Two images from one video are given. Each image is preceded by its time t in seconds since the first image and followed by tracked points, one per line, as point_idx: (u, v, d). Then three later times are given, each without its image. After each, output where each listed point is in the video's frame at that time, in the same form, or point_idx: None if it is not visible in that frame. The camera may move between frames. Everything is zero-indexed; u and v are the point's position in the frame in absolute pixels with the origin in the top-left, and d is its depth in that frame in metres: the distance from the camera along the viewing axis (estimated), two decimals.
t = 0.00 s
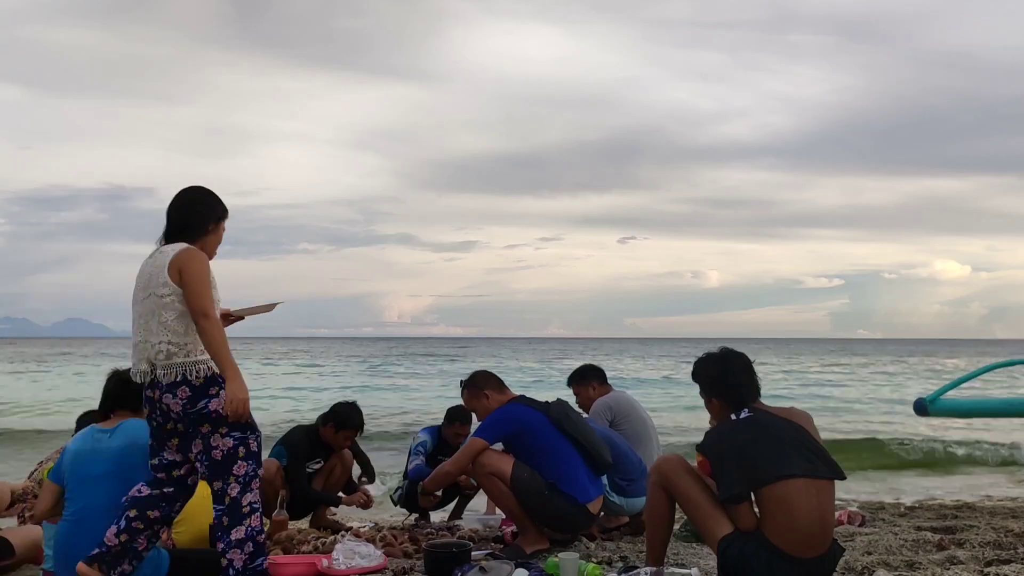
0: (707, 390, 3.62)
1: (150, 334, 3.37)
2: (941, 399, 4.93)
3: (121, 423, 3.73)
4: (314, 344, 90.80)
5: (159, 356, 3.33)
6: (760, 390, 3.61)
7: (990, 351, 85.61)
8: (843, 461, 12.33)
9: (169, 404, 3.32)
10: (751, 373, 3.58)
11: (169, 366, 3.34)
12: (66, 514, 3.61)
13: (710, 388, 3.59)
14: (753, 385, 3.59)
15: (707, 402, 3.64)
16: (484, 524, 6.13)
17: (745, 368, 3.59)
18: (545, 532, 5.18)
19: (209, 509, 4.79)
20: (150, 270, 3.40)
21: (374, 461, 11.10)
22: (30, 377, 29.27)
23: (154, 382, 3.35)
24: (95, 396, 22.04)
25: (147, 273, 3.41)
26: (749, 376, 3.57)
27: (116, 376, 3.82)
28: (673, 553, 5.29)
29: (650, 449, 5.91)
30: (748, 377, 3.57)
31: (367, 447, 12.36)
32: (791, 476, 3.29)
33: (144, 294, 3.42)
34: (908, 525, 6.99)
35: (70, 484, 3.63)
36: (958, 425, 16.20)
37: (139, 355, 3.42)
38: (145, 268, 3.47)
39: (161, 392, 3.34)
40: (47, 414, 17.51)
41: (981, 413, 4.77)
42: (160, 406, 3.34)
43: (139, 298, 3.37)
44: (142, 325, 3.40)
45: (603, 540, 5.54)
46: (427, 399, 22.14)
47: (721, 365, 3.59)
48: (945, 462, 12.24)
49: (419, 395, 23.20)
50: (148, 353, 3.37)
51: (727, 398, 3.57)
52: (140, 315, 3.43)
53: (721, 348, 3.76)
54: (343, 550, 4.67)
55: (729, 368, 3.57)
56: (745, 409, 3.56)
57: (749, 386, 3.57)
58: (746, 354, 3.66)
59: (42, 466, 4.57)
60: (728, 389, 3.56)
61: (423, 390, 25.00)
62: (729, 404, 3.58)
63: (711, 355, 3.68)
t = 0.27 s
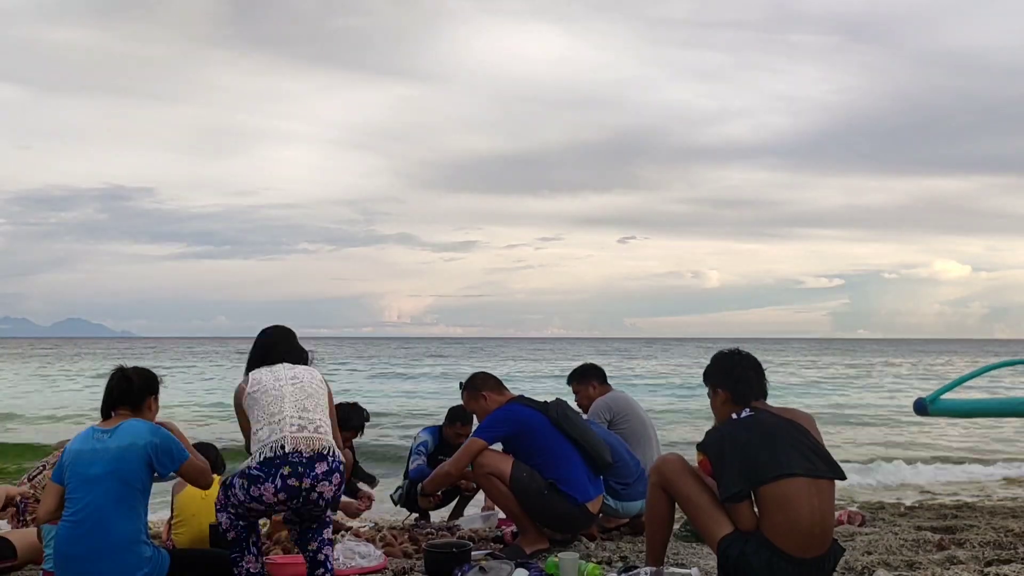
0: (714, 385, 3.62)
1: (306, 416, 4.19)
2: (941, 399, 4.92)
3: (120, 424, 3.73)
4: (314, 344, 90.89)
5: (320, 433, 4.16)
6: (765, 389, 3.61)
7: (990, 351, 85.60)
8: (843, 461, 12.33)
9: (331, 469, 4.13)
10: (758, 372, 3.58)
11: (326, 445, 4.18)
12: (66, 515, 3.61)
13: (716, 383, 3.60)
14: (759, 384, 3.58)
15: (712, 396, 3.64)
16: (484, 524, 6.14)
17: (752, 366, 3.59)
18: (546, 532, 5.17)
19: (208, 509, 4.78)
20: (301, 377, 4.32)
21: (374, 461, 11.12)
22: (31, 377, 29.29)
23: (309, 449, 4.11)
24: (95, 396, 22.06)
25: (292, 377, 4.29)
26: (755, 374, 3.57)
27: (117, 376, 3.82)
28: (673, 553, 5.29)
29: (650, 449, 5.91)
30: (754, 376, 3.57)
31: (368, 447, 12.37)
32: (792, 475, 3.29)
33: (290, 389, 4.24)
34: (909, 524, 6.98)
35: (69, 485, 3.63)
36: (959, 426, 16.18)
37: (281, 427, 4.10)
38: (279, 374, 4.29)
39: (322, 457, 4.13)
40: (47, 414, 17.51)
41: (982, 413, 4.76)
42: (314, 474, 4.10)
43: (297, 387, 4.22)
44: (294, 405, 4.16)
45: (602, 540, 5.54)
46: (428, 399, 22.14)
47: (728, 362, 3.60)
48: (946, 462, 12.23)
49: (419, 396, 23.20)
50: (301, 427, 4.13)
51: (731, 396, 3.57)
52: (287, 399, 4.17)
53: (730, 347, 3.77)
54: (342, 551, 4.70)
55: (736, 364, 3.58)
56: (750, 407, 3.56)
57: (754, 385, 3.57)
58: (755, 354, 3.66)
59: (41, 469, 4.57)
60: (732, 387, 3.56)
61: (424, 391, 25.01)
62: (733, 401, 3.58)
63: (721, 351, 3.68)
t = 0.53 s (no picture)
0: (713, 384, 3.62)
1: (333, 476, 3.99)
2: (941, 399, 4.93)
3: (118, 424, 3.72)
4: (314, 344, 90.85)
5: (347, 494, 4.04)
6: (765, 390, 3.61)
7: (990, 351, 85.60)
8: (843, 461, 12.32)
9: (350, 533, 4.09)
10: (757, 371, 3.59)
11: (349, 508, 4.09)
12: (64, 516, 3.62)
13: (715, 383, 3.60)
14: (758, 384, 3.58)
15: (711, 396, 3.64)
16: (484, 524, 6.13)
17: (751, 367, 3.59)
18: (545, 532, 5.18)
19: (208, 509, 4.77)
20: (324, 435, 4.06)
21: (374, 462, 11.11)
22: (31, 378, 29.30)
23: (335, 515, 4.02)
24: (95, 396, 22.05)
25: (316, 434, 4.03)
26: (754, 375, 3.57)
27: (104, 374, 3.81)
28: (673, 553, 5.29)
29: (650, 449, 5.89)
30: (753, 375, 3.57)
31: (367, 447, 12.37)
32: (792, 475, 3.29)
33: (316, 447, 3.98)
34: (909, 525, 6.98)
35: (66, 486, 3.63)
36: (958, 425, 16.18)
37: (310, 488, 3.92)
38: (303, 430, 4.00)
39: (345, 523, 4.07)
40: (48, 414, 17.51)
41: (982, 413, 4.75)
42: (333, 543, 4.03)
43: (324, 445, 3.98)
44: (322, 466, 3.95)
45: (602, 540, 5.53)
46: (428, 399, 22.14)
47: (728, 362, 3.60)
48: (946, 462, 12.23)
49: (419, 396, 23.20)
50: (329, 489, 3.96)
51: (731, 395, 3.57)
52: (315, 458, 3.94)
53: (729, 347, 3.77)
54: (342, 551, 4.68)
55: (735, 365, 3.58)
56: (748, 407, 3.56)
57: (753, 385, 3.57)
58: (753, 353, 3.67)
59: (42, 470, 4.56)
60: (731, 386, 3.56)
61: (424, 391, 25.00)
62: (733, 401, 3.58)
63: (721, 352, 3.68)
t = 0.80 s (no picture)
0: (714, 383, 3.63)
1: (336, 479, 4.01)
2: (940, 399, 4.94)
3: (124, 424, 3.74)
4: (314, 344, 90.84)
5: (348, 497, 4.07)
6: (765, 390, 3.62)
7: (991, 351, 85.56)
8: (844, 461, 12.32)
9: (350, 536, 4.13)
10: (757, 371, 3.60)
11: (350, 511, 4.13)
12: (68, 514, 3.63)
13: (716, 382, 3.61)
14: (758, 383, 3.60)
15: (711, 395, 3.66)
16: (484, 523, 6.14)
17: (752, 367, 3.60)
18: (545, 532, 5.19)
19: (208, 509, 4.79)
20: (326, 438, 4.09)
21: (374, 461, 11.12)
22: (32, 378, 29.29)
23: (336, 517, 4.05)
24: (95, 395, 22.06)
25: (318, 436, 4.05)
26: (755, 375, 3.58)
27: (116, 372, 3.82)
28: (672, 552, 5.30)
29: (650, 448, 5.91)
30: (753, 375, 3.58)
31: (368, 446, 12.38)
32: (791, 474, 3.30)
33: (319, 450, 4.00)
34: (908, 524, 6.99)
35: (72, 484, 3.64)
36: (958, 425, 16.18)
37: (313, 491, 3.93)
38: (305, 432, 4.02)
39: (346, 525, 4.10)
40: (48, 414, 17.52)
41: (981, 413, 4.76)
42: (335, 546, 4.06)
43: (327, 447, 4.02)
44: (326, 468, 3.98)
45: (602, 540, 5.54)
46: (428, 399, 22.15)
47: (728, 362, 3.61)
48: (946, 462, 12.23)
49: (419, 396, 23.20)
50: (331, 492, 3.99)
51: (730, 394, 3.59)
52: (318, 460, 3.97)
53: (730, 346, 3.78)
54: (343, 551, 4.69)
55: (735, 365, 3.58)
56: (748, 407, 3.57)
57: (753, 384, 3.58)
58: (754, 352, 3.68)
59: (34, 471, 4.66)
60: (731, 385, 3.58)
61: (424, 391, 25.00)
62: (733, 401, 3.59)
63: (722, 350, 3.69)
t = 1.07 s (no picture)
0: (716, 382, 3.63)
1: (336, 478, 4.00)
2: (941, 399, 4.94)
3: (123, 424, 3.73)
4: (314, 344, 90.86)
5: (348, 496, 4.06)
6: (768, 389, 3.61)
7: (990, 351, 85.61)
8: (844, 461, 12.32)
9: (350, 535, 4.11)
10: (762, 372, 3.57)
11: (350, 511, 4.12)
12: (67, 515, 3.62)
13: (718, 381, 3.61)
14: (762, 383, 3.58)
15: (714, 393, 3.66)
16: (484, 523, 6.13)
17: (755, 366, 3.58)
18: (545, 532, 5.18)
19: (208, 509, 4.79)
20: (325, 438, 4.08)
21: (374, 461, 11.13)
22: (31, 378, 29.28)
23: (337, 517, 4.04)
24: (94, 396, 22.07)
25: (317, 436, 4.05)
26: (758, 374, 3.57)
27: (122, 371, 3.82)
28: (673, 552, 5.30)
29: (651, 448, 5.91)
30: (758, 375, 3.56)
31: (368, 446, 12.38)
32: (792, 475, 3.29)
33: (318, 449, 3.99)
34: (909, 525, 6.99)
35: (70, 485, 3.63)
36: (958, 425, 16.19)
37: (314, 490, 3.92)
38: (304, 432, 4.01)
39: (346, 525, 4.09)
40: (48, 415, 17.51)
41: (982, 412, 4.75)
42: (334, 546, 4.04)
43: (326, 446, 4.00)
44: (326, 468, 3.97)
45: (602, 540, 5.54)
46: (427, 399, 22.15)
47: (731, 361, 3.59)
48: (946, 462, 12.23)
49: (419, 396, 23.20)
50: (332, 491, 3.98)
51: (733, 392, 3.58)
52: (318, 459, 3.95)
53: (737, 343, 3.77)
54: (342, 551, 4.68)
55: (738, 364, 3.57)
56: (750, 407, 3.56)
57: (757, 384, 3.56)
58: (761, 351, 3.66)
59: (31, 472, 4.68)
60: (734, 383, 3.57)
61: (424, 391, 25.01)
62: (735, 400, 3.59)
63: (726, 349, 3.67)
